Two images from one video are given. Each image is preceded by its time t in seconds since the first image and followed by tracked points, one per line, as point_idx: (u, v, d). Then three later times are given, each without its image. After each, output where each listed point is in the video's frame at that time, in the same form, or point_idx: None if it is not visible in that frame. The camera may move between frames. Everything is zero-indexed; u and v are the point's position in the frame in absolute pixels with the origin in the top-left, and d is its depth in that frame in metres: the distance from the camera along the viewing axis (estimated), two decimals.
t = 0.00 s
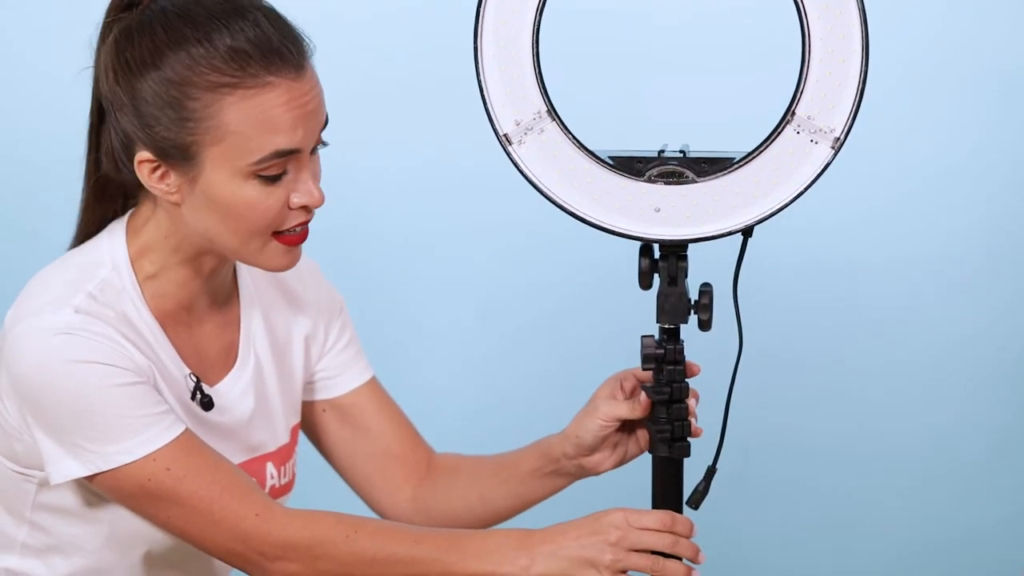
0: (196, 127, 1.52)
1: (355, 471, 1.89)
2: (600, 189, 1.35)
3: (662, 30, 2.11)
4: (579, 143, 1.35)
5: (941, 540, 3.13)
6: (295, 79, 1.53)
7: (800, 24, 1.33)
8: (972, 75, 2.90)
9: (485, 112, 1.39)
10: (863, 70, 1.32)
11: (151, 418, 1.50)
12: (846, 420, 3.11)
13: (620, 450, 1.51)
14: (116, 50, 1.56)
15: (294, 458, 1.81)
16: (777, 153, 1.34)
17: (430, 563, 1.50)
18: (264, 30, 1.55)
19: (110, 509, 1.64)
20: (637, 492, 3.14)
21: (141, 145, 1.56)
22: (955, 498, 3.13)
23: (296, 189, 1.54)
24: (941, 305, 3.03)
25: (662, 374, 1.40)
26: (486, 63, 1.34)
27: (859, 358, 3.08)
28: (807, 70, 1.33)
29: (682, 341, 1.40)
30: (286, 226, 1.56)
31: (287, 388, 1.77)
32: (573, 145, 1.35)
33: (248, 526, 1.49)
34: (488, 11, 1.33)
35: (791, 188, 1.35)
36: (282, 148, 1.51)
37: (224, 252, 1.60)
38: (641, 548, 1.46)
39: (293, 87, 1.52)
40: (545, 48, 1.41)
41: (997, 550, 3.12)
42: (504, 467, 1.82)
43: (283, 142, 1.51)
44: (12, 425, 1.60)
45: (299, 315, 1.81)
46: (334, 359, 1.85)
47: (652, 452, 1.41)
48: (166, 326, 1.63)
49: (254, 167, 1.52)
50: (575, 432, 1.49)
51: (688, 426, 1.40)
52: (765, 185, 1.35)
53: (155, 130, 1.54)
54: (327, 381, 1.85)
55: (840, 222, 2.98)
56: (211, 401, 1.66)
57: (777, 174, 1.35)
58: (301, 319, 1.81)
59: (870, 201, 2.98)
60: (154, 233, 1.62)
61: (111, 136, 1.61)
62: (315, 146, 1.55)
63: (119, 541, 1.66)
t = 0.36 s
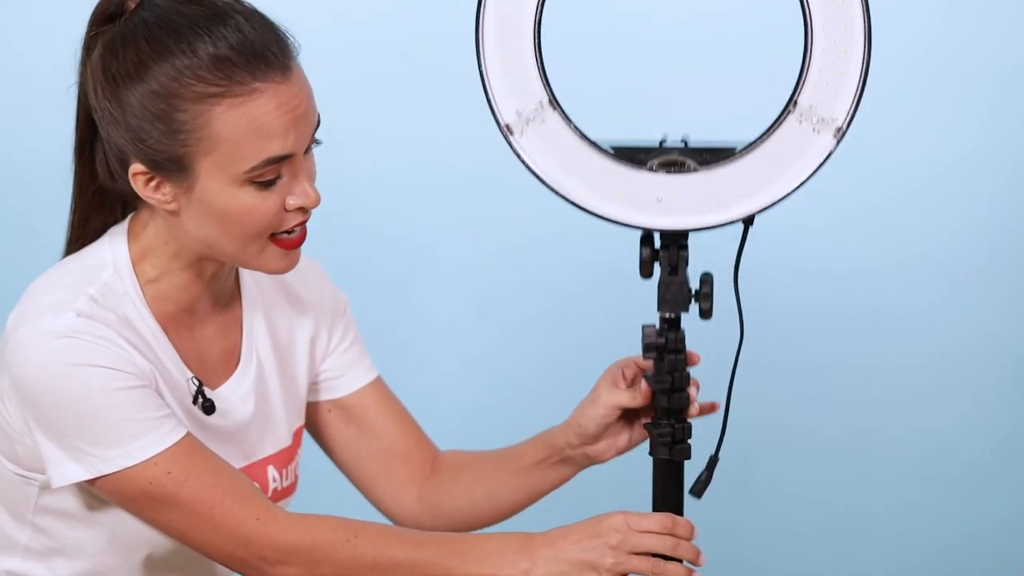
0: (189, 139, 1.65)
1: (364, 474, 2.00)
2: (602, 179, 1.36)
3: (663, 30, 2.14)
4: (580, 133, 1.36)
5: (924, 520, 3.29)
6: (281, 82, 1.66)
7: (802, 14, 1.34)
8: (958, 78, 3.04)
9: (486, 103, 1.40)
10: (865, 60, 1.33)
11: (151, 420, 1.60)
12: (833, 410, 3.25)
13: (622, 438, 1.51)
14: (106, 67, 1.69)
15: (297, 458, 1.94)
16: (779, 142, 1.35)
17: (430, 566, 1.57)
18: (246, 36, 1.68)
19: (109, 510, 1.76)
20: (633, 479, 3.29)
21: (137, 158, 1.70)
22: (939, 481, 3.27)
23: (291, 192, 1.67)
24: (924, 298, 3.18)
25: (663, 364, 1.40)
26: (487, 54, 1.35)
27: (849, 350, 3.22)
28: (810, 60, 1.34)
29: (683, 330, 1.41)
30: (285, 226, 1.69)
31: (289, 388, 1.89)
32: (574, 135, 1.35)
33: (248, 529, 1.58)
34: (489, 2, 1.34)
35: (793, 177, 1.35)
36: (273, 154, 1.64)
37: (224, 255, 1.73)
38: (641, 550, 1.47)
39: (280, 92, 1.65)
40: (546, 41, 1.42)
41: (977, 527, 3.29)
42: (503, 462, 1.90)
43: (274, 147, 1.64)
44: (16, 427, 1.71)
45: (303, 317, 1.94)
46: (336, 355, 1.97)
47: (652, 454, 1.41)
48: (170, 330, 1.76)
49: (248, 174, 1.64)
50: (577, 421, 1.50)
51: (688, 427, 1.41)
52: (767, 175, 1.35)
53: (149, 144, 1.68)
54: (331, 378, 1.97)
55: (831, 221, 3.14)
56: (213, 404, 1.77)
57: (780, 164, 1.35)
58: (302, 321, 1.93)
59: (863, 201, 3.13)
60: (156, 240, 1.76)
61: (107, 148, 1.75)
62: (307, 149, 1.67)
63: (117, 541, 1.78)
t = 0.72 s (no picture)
0: (171, 131, 1.68)
1: (388, 440, 2.01)
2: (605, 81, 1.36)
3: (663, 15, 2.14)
4: (582, 34, 1.36)
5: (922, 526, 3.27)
6: (256, 66, 1.68)
7: None
8: (953, 78, 3.06)
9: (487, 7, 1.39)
10: None
11: (151, 419, 1.62)
12: (830, 411, 3.24)
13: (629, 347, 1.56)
14: (81, 65, 1.72)
15: (299, 444, 1.96)
16: (783, 42, 1.36)
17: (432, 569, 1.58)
18: (218, 23, 1.70)
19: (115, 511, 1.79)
20: (629, 483, 3.27)
21: (119, 154, 1.73)
22: (936, 486, 3.25)
23: (277, 174, 1.71)
24: (920, 299, 3.18)
25: (666, 268, 1.43)
26: None
27: (844, 351, 3.21)
28: None
29: (686, 234, 1.42)
30: (274, 210, 1.73)
31: (287, 376, 1.92)
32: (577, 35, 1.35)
33: (250, 531, 1.59)
34: None
35: (797, 78, 1.36)
36: (255, 139, 1.67)
37: (213, 243, 1.76)
38: (643, 555, 1.49)
39: (256, 76, 1.67)
40: None
41: (974, 534, 3.26)
42: (510, 396, 1.87)
43: (255, 133, 1.67)
44: (18, 433, 1.73)
45: (299, 303, 1.96)
46: (335, 337, 2.00)
47: (654, 457, 1.47)
48: (169, 323, 1.79)
49: (233, 161, 1.68)
50: (582, 332, 1.56)
51: (689, 431, 1.45)
52: (771, 75, 1.36)
53: (131, 139, 1.71)
54: (331, 360, 2.01)
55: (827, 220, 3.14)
56: (214, 399, 1.79)
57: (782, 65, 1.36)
58: (299, 305, 1.96)
59: (859, 200, 3.13)
60: (147, 234, 1.78)
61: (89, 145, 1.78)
62: (288, 131, 1.70)
63: (125, 540, 1.81)
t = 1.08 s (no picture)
0: (152, 128, 1.63)
1: (396, 424, 1.96)
2: (607, 38, 1.36)
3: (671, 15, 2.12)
4: None
5: (927, 530, 3.21)
6: (234, 60, 1.62)
7: None
8: (951, 75, 3.04)
9: None
10: None
11: (149, 418, 1.57)
12: (830, 411, 3.22)
13: (629, 308, 1.70)
14: (58, 66, 1.67)
15: (301, 438, 1.90)
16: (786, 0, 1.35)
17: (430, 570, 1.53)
18: (193, 18, 1.64)
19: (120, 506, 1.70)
20: (628, 483, 3.22)
21: (101, 154, 1.68)
22: (940, 489, 3.20)
23: (260, 168, 1.65)
24: (921, 298, 3.15)
25: (668, 228, 1.44)
26: None
27: (844, 351, 3.19)
28: None
29: (688, 194, 1.43)
30: (258, 205, 1.67)
31: (288, 371, 1.86)
32: None
33: (249, 531, 1.54)
34: None
35: (800, 36, 1.35)
36: (235, 134, 1.61)
37: (200, 239, 1.71)
38: (644, 559, 1.47)
39: (234, 71, 1.62)
40: None
41: (982, 541, 3.19)
42: (517, 363, 1.85)
43: (234, 128, 1.61)
44: (15, 434, 1.66)
45: (294, 293, 1.91)
46: (332, 325, 1.94)
47: (655, 463, 1.48)
48: (169, 319, 1.74)
49: (215, 157, 1.62)
50: (586, 293, 1.69)
51: (690, 437, 1.47)
52: (774, 33, 1.35)
53: (112, 138, 1.66)
54: (329, 348, 1.96)
55: (828, 221, 3.12)
56: (218, 392, 1.74)
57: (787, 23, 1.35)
58: (296, 298, 1.91)
59: (859, 199, 3.11)
60: (138, 230, 1.73)
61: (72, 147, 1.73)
62: (270, 124, 1.64)
63: (134, 536, 1.73)
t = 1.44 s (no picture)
0: (154, 125, 1.64)
1: (396, 429, 1.96)
2: (608, 44, 1.36)
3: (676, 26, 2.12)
4: None
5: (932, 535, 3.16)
6: (231, 54, 1.63)
7: None
8: (952, 76, 3.05)
9: None
10: None
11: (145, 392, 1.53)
12: (832, 413, 3.22)
13: (631, 312, 1.70)
14: (58, 72, 1.67)
15: (302, 444, 1.90)
16: (787, 5, 1.35)
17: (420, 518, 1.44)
18: (188, 16, 1.65)
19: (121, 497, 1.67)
20: (630, 486, 3.21)
21: (106, 155, 1.68)
22: (943, 492, 3.18)
23: (264, 160, 1.65)
24: (922, 301, 3.15)
25: (670, 234, 1.44)
26: None
27: (845, 354, 3.20)
28: None
29: (689, 200, 1.43)
30: (265, 197, 1.67)
31: (291, 374, 1.86)
32: None
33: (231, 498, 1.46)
34: None
35: (801, 41, 1.35)
36: (236, 127, 1.61)
37: (207, 235, 1.71)
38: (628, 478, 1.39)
39: (231, 63, 1.62)
40: None
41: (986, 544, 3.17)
42: (519, 371, 1.85)
43: (235, 121, 1.61)
44: (16, 422, 1.63)
45: (296, 299, 1.92)
46: (333, 332, 1.94)
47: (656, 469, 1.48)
48: (173, 320, 1.73)
49: (216, 151, 1.63)
50: (589, 298, 1.69)
51: (693, 443, 1.47)
52: (776, 38, 1.35)
53: (117, 140, 1.66)
54: (330, 354, 1.96)
55: (828, 226, 3.13)
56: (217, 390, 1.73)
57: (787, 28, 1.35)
58: (298, 303, 1.92)
59: (859, 204, 3.12)
60: (145, 231, 1.73)
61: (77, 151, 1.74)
62: (270, 115, 1.65)
63: (137, 527, 1.70)
